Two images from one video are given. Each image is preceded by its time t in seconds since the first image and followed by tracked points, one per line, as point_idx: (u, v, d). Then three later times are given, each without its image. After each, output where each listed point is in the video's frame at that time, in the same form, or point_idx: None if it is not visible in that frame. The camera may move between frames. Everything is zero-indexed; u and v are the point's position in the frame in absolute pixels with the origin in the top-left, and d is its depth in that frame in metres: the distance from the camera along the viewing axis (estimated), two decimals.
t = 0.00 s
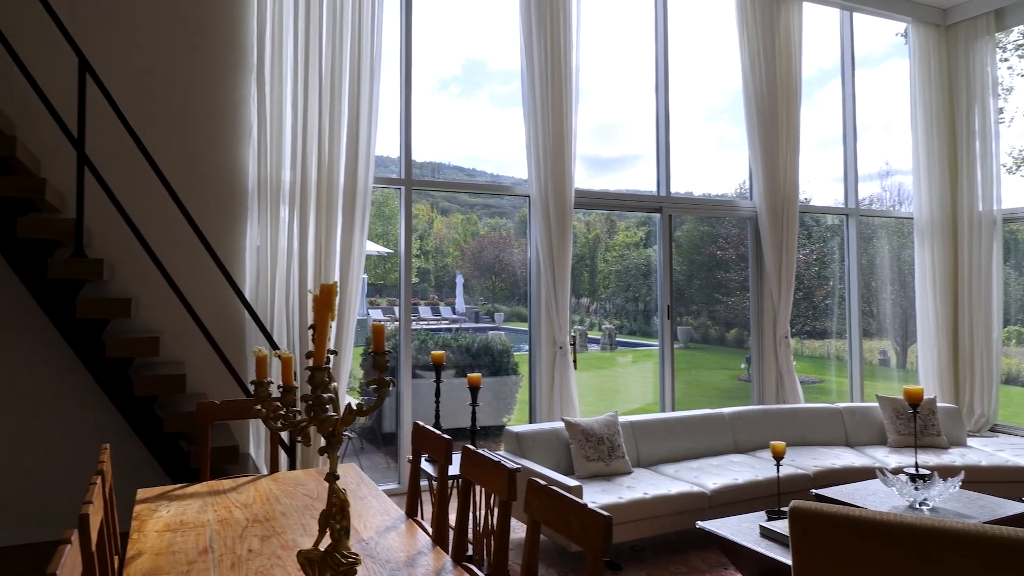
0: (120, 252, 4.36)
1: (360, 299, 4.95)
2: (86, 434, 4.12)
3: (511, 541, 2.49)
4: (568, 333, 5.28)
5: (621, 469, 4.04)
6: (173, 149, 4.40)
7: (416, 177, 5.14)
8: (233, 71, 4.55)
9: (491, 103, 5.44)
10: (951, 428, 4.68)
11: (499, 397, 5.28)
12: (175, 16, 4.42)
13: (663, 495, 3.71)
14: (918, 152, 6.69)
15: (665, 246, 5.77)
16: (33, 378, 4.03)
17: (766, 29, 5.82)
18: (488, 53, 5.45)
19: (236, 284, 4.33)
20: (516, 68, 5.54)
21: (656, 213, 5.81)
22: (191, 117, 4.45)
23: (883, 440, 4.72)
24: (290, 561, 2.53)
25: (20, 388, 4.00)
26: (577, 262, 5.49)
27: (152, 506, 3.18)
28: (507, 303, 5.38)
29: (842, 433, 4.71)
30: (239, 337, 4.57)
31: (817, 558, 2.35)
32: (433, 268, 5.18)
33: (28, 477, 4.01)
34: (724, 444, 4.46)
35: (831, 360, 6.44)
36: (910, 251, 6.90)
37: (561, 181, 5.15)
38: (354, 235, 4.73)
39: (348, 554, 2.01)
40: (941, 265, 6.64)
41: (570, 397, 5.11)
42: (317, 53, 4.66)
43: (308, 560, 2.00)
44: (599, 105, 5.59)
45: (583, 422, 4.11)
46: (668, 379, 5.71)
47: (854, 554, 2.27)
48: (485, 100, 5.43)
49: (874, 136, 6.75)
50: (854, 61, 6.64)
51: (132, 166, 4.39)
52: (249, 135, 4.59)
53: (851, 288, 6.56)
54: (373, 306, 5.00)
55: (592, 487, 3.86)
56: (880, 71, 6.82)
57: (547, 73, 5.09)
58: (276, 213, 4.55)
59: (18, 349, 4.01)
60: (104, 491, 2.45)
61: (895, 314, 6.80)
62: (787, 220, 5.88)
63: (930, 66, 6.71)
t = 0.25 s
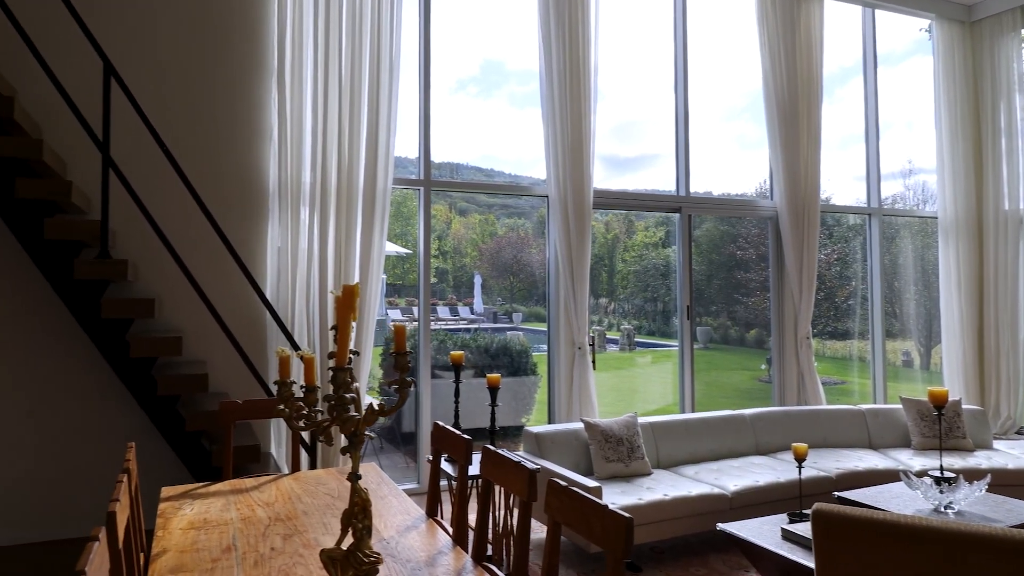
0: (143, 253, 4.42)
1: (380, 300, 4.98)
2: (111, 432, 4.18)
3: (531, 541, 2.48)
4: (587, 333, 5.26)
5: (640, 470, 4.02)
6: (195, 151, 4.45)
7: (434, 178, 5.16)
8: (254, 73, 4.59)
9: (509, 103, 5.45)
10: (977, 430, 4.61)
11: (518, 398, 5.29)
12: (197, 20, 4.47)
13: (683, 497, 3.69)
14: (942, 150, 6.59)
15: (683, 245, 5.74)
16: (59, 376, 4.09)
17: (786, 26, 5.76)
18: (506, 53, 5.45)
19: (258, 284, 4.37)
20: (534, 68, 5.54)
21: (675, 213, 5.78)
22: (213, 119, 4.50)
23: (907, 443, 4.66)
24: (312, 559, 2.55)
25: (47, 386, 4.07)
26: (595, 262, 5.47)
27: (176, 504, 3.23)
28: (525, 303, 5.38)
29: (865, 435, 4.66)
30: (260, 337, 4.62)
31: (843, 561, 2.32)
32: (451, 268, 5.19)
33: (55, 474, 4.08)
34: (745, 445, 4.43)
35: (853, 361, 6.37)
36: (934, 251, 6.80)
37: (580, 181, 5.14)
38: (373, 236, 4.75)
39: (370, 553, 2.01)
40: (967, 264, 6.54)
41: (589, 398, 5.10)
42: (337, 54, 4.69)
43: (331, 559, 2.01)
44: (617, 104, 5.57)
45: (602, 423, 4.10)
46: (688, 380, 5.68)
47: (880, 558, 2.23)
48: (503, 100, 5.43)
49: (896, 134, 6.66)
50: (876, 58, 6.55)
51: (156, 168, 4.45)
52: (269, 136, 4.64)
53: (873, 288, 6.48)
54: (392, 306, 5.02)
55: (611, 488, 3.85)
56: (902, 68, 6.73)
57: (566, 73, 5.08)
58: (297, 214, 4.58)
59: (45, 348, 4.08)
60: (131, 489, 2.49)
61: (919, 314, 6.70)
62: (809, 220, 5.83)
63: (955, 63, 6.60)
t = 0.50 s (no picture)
0: (169, 254, 4.49)
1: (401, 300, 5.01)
2: (138, 430, 4.25)
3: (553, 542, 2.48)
4: (608, 334, 5.25)
5: (662, 471, 4.01)
6: (220, 153, 4.51)
7: (455, 178, 5.18)
8: (277, 76, 4.64)
9: (529, 103, 5.45)
10: (1006, 433, 4.53)
11: (538, 398, 5.29)
12: (220, 23, 4.53)
13: (705, 498, 3.67)
14: (969, 148, 6.48)
15: (705, 245, 5.70)
16: (87, 376, 4.17)
17: (809, 23, 5.71)
18: (526, 53, 5.46)
19: (281, 284, 4.42)
20: (553, 69, 5.54)
21: (696, 213, 5.74)
22: (236, 121, 4.56)
23: (934, 446, 4.59)
24: (337, 557, 2.58)
25: (76, 386, 4.14)
26: (615, 262, 5.46)
27: (203, 501, 3.28)
28: (545, 303, 5.38)
29: (891, 437, 4.61)
30: (283, 337, 4.66)
31: (870, 564, 2.28)
32: (471, 268, 5.21)
33: (83, 472, 4.15)
34: (768, 446, 4.40)
35: (878, 362, 6.29)
36: (961, 251, 6.69)
37: (600, 181, 5.13)
38: (394, 236, 4.78)
39: (395, 552, 2.03)
40: (995, 264, 6.42)
41: (609, 398, 5.09)
42: (358, 56, 4.73)
43: (357, 557, 2.03)
44: (637, 104, 5.55)
45: (623, 424, 4.08)
46: (710, 381, 5.65)
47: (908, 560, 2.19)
48: (522, 100, 5.44)
49: (921, 132, 6.57)
50: (900, 55, 6.46)
51: (181, 170, 4.51)
52: (292, 138, 4.68)
53: (899, 289, 6.39)
54: (412, 306, 5.05)
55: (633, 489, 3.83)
56: (928, 65, 6.63)
57: (586, 73, 5.08)
58: (319, 215, 4.63)
59: (74, 347, 4.14)
60: (159, 486, 2.53)
61: (946, 315, 6.60)
62: (832, 219, 5.76)
63: (982, 60, 6.49)
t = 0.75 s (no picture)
0: (197, 254, 4.56)
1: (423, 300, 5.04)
2: (167, 428, 4.33)
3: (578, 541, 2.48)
4: (630, 334, 5.24)
5: (686, 472, 3.99)
6: (246, 154, 4.58)
7: (477, 179, 5.20)
8: (302, 78, 4.70)
9: (550, 103, 5.46)
10: None
11: (561, 398, 5.30)
12: (245, 27, 4.60)
13: (729, 499, 3.65)
14: (999, 145, 6.36)
15: (728, 245, 5.66)
16: (117, 374, 4.24)
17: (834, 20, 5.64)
18: (547, 54, 5.46)
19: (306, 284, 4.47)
20: (574, 68, 5.54)
21: (720, 212, 5.71)
22: (262, 123, 4.62)
23: (964, 448, 4.52)
24: (363, 555, 2.60)
25: (106, 384, 4.22)
26: (637, 262, 5.45)
27: (231, 498, 3.33)
28: (566, 303, 5.38)
29: (919, 439, 4.55)
30: (308, 337, 4.72)
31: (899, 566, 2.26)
32: (492, 268, 5.22)
33: (114, 469, 4.23)
34: (793, 448, 4.36)
35: (906, 363, 6.21)
36: (991, 250, 6.57)
37: (623, 181, 5.12)
38: (417, 236, 4.81)
39: (421, 550, 2.04)
40: None
41: (632, 399, 5.08)
42: (381, 58, 4.76)
43: (384, 554, 2.04)
44: (659, 103, 5.53)
45: (647, 424, 4.07)
46: (733, 381, 5.61)
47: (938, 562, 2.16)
48: (544, 100, 5.45)
49: (950, 128, 6.46)
50: (928, 51, 6.36)
51: (209, 172, 4.59)
52: (316, 139, 4.73)
53: (927, 289, 6.30)
54: (434, 306, 5.07)
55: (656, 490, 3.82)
56: (956, 61, 6.52)
57: (608, 72, 5.07)
58: (344, 216, 4.67)
59: (104, 346, 4.23)
60: (190, 483, 2.56)
61: (975, 315, 6.49)
62: (858, 218, 5.70)
63: (1012, 55, 6.37)
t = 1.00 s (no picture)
0: (226, 255, 4.64)
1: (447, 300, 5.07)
2: (197, 426, 4.40)
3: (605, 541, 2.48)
4: (655, 334, 5.21)
5: (713, 473, 3.97)
6: (274, 156, 4.64)
7: (501, 179, 5.22)
8: (328, 80, 4.75)
9: (573, 102, 5.46)
10: None
11: (585, 398, 5.30)
12: (273, 30, 4.66)
13: (757, 501, 3.62)
14: None
15: (755, 244, 5.61)
16: (149, 373, 4.32)
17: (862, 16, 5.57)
18: (570, 54, 5.46)
19: (332, 284, 4.52)
20: (598, 68, 5.53)
21: (746, 211, 5.66)
22: (289, 125, 4.69)
23: (998, 451, 4.45)
24: (391, 552, 2.63)
25: (139, 382, 4.30)
26: (661, 261, 5.43)
27: (261, 495, 3.38)
28: (589, 303, 5.38)
29: (951, 442, 4.48)
30: (335, 336, 4.77)
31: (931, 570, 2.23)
32: (516, 268, 5.24)
33: (146, 465, 4.32)
34: (821, 449, 4.32)
35: (937, 365, 6.11)
36: None
37: (647, 180, 5.10)
38: (442, 237, 4.84)
39: (450, 547, 2.05)
40: None
41: (657, 399, 5.06)
42: (406, 59, 4.80)
43: (413, 551, 2.06)
44: (684, 102, 5.50)
45: (672, 425, 4.06)
46: (760, 382, 5.57)
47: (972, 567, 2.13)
48: (567, 100, 5.45)
49: (982, 125, 6.33)
50: (959, 46, 6.25)
51: (237, 173, 4.66)
52: (342, 140, 4.78)
53: (958, 289, 6.19)
54: (457, 306, 5.09)
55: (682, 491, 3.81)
56: (988, 56, 6.39)
57: (632, 71, 5.06)
58: (370, 217, 4.71)
59: (137, 345, 4.31)
60: (223, 479, 2.61)
61: (1009, 315, 6.37)
62: (888, 216, 5.62)
63: None
